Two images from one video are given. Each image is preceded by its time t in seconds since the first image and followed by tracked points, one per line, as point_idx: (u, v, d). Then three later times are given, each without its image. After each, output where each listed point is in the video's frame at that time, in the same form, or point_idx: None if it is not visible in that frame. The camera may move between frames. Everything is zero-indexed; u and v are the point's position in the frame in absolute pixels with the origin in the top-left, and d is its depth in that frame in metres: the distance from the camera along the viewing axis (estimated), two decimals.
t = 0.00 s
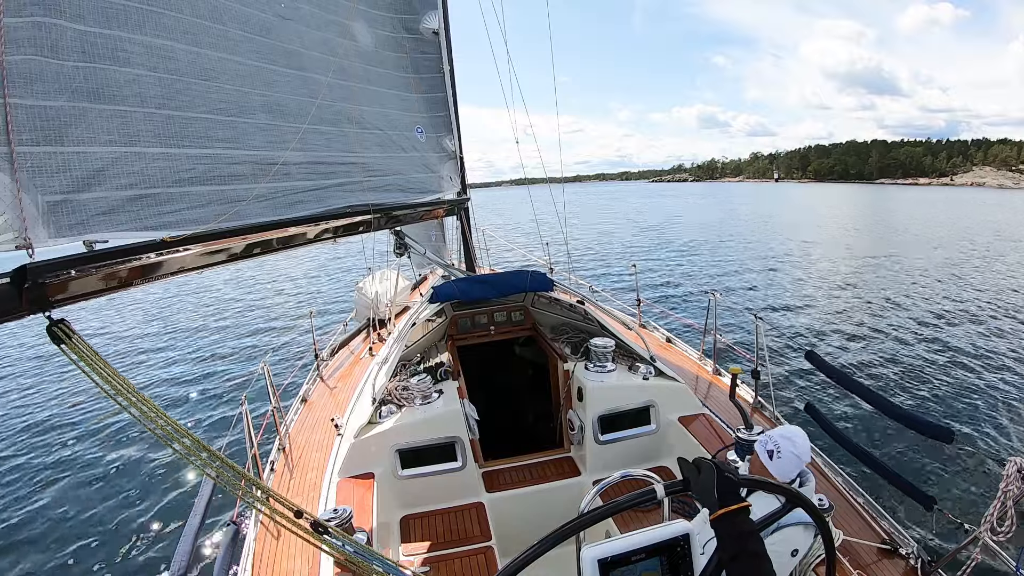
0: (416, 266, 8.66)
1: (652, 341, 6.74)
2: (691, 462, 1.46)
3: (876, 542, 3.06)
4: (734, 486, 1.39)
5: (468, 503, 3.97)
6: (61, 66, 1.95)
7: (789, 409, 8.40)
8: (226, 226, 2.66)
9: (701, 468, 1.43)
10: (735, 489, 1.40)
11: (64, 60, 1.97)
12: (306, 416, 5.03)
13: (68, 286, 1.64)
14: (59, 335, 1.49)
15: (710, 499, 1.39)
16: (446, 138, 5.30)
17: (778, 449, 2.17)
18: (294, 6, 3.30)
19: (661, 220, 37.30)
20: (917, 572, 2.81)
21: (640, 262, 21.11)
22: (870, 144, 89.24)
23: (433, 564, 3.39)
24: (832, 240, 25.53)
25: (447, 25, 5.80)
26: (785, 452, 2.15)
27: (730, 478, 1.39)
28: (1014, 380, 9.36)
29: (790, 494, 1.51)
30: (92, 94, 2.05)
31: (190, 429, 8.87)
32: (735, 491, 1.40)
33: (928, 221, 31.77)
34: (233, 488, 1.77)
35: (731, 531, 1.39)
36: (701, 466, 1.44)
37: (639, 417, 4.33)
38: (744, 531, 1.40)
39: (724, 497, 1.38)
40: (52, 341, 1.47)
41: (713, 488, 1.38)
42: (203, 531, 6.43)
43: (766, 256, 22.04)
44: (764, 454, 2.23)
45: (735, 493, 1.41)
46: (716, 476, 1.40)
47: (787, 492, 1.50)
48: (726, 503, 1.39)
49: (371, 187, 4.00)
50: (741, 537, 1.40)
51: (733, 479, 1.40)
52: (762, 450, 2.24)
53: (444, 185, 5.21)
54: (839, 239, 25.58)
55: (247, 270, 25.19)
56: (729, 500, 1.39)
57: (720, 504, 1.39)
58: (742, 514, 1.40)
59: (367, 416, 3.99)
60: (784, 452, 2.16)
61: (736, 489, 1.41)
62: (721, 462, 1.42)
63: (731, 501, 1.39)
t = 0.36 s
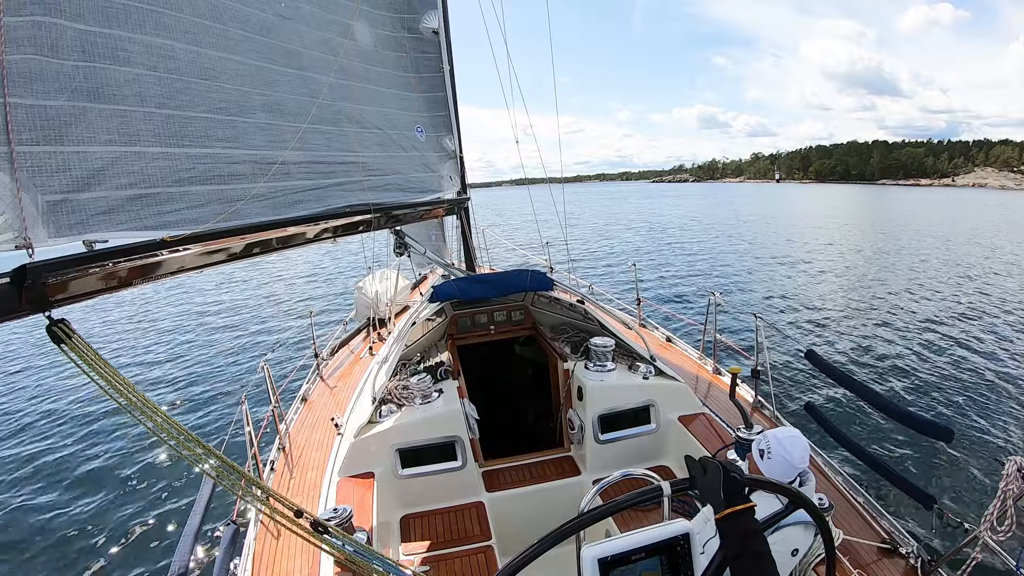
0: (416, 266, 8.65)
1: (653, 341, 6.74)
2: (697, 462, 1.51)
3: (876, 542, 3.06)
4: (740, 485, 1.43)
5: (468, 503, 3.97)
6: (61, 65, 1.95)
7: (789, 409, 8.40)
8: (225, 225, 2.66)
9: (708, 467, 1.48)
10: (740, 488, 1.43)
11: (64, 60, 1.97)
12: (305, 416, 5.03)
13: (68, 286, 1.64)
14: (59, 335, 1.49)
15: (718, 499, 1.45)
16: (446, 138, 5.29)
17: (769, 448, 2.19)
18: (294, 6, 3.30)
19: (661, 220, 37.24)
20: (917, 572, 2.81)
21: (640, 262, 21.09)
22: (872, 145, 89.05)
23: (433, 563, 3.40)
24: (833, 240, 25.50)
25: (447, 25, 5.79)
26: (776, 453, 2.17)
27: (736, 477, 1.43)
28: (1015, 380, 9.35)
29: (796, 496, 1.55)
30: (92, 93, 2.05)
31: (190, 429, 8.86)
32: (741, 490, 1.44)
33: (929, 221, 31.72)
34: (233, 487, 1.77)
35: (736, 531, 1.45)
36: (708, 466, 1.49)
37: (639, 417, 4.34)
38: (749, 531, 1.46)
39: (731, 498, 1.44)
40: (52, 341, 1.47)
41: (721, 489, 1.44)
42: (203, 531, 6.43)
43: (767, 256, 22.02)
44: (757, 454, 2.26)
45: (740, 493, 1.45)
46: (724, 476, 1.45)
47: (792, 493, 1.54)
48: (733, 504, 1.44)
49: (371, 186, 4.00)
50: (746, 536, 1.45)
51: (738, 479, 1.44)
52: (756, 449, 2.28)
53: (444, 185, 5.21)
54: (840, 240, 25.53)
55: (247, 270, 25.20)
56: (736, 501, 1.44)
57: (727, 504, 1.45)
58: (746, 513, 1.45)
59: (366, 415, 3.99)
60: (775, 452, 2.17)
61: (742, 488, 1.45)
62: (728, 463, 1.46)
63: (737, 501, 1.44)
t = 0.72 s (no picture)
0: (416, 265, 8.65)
1: (653, 341, 6.75)
2: (706, 461, 1.56)
3: (876, 541, 3.06)
4: (746, 484, 1.46)
5: (467, 502, 3.97)
6: (61, 66, 1.95)
7: (789, 409, 8.40)
8: (224, 225, 2.65)
9: (716, 466, 1.53)
10: (747, 487, 1.46)
11: (64, 60, 1.97)
12: (305, 416, 5.03)
13: (68, 285, 1.64)
14: (59, 334, 1.49)
15: (723, 497, 1.48)
16: (446, 138, 5.29)
17: (768, 448, 2.20)
18: (294, 6, 3.30)
19: (661, 220, 37.24)
20: (917, 572, 2.81)
21: (640, 261, 21.08)
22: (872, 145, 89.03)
23: (433, 563, 3.40)
24: (833, 240, 25.49)
25: (447, 24, 5.79)
26: (776, 452, 2.17)
27: (742, 477, 1.47)
28: (1014, 380, 9.36)
29: (803, 499, 1.58)
30: (92, 93, 2.05)
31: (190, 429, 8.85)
32: (747, 490, 1.47)
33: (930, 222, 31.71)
34: (233, 488, 1.77)
35: (741, 531, 1.45)
36: (716, 466, 1.54)
37: (639, 416, 4.34)
38: (754, 530, 1.46)
39: (738, 497, 1.47)
40: (52, 340, 1.47)
41: (727, 487, 1.48)
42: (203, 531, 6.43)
43: (767, 256, 22.02)
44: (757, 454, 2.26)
45: (747, 493, 1.48)
46: (729, 475, 1.49)
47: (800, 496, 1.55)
48: (739, 502, 1.47)
49: (371, 186, 4.00)
50: (752, 535, 1.45)
51: (745, 479, 1.48)
52: (755, 448, 2.28)
53: (444, 184, 5.20)
54: (840, 240, 25.52)
55: (247, 270, 25.20)
56: (743, 500, 1.46)
57: (732, 503, 1.47)
58: (750, 514, 1.46)
59: (366, 415, 3.99)
60: (774, 452, 2.17)
61: (750, 488, 1.48)
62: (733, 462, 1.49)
63: (742, 500, 1.47)
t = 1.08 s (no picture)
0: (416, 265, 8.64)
1: (653, 341, 6.75)
2: (702, 462, 1.57)
3: (876, 541, 3.06)
4: (743, 484, 1.47)
5: (467, 502, 3.97)
6: (61, 66, 1.95)
7: (790, 409, 8.40)
8: (224, 225, 2.65)
9: (712, 466, 1.53)
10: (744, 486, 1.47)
11: (63, 60, 1.96)
12: (305, 416, 5.03)
13: (68, 285, 1.64)
14: (59, 334, 1.49)
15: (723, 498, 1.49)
16: (446, 138, 5.29)
17: (768, 447, 2.20)
18: (295, 6, 3.31)
19: (662, 221, 37.21)
20: (916, 572, 2.81)
21: (640, 262, 21.06)
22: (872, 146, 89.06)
23: (433, 563, 3.40)
24: (834, 241, 25.46)
25: (447, 24, 5.78)
26: (775, 451, 2.17)
27: (739, 477, 1.48)
28: (1015, 381, 9.35)
29: (800, 500, 1.59)
30: (92, 93, 2.05)
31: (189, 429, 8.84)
32: (744, 490, 1.48)
33: (931, 223, 31.67)
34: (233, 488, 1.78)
35: (739, 531, 1.46)
36: (712, 466, 1.54)
37: (639, 416, 4.34)
38: (755, 530, 1.47)
39: (735, 497, 1.47)
40: (52, 341, 1.47)
41: (725, 487, 1.48)
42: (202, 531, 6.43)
43: (768, 257, 22.01)
44: (757, 454, 2.26)
45: (745, 493, 1.48)
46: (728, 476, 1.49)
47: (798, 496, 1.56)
48: (736, 503, 1.47)
49: (371, 186, 4.00)
50: (751, 536, 1.47)
51: (742, 479, 1.49)
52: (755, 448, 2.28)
53: (444, 184, 5.20)
54: (841, 241, 25.49)
55: (247, 270, 25.19)
56: (740, 500, 1.47)
57: (730, 503, 1.48)
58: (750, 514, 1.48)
59: (366, 415, 3.99)
60: (774, 451, 2.18)
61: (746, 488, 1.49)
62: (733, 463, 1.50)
63: (740, 501, 1.47)
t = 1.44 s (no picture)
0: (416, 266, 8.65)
1: (653, 341, 6.75)
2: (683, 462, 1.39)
3: (876, 542, 3.06)
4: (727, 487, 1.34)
5: (468, 503, 3.97)
6: (61, 66, 1.95)
7: (790, 409, 8.39)
8: (224, 225, 2.65)
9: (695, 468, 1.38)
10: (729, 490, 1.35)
11: (64, 60, 1.97)
12: (306, 416, 5.03)
13: (68, 285, 1.63)
14: (59, 334, 1.49)
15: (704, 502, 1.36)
16: (446, 138, 5.29)
17: (769, 448, 2.20)
18: (295, 7, 3.31)
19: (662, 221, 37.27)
20: (917, 572, 2.80)
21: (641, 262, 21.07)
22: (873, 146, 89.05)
23: (433, 563, 3.40)
24: (835, 242, 25.45)
25: (447, 24, 5.79)
26: (777, 452, 2.17)
27: (724, 480, 1.34)
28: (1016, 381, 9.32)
29: (787, 492, 1.50)
30: (92, 94, 2.05)
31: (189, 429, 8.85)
32: (729, 492, 1.35)
33: (932, 223, 31.65)
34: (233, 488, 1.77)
35: (728, 533, 1.40)
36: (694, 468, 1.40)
37: (640, 417, 4.33)
38: (742, 532, 1.40)
39: (719, 500, 1.36)
40: (52, 340, 1.47)
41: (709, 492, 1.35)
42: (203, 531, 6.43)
43: (768, 257, 22.01)
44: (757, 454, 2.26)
45: (728, 496, 1.36)
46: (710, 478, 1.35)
47: (782, 489, 1.48)
48: (721, 506, 1.37)
49: (371, 186, 4.00)
50: (740, 538, 1.41)
51: (726, 480, 1.35)
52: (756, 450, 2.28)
53: (444, 185, 5.20)
54: (841, 241, 25.52)
55: (248, 270, 25.22)
56: (724, 503, 1.36)
57: (714, 506, 1.37)
58: (735, 516, 1.38)
59: (367, 415, 3.99)
60: (775, 452, 2.17)
61: (731, 490, 1.36)
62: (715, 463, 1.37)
63: (725, 503, 1.36)
